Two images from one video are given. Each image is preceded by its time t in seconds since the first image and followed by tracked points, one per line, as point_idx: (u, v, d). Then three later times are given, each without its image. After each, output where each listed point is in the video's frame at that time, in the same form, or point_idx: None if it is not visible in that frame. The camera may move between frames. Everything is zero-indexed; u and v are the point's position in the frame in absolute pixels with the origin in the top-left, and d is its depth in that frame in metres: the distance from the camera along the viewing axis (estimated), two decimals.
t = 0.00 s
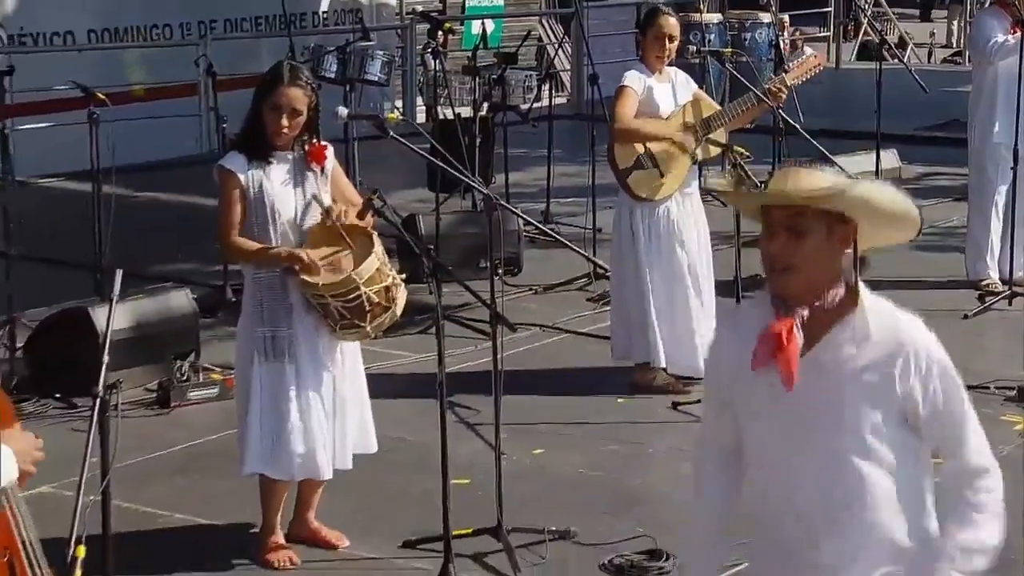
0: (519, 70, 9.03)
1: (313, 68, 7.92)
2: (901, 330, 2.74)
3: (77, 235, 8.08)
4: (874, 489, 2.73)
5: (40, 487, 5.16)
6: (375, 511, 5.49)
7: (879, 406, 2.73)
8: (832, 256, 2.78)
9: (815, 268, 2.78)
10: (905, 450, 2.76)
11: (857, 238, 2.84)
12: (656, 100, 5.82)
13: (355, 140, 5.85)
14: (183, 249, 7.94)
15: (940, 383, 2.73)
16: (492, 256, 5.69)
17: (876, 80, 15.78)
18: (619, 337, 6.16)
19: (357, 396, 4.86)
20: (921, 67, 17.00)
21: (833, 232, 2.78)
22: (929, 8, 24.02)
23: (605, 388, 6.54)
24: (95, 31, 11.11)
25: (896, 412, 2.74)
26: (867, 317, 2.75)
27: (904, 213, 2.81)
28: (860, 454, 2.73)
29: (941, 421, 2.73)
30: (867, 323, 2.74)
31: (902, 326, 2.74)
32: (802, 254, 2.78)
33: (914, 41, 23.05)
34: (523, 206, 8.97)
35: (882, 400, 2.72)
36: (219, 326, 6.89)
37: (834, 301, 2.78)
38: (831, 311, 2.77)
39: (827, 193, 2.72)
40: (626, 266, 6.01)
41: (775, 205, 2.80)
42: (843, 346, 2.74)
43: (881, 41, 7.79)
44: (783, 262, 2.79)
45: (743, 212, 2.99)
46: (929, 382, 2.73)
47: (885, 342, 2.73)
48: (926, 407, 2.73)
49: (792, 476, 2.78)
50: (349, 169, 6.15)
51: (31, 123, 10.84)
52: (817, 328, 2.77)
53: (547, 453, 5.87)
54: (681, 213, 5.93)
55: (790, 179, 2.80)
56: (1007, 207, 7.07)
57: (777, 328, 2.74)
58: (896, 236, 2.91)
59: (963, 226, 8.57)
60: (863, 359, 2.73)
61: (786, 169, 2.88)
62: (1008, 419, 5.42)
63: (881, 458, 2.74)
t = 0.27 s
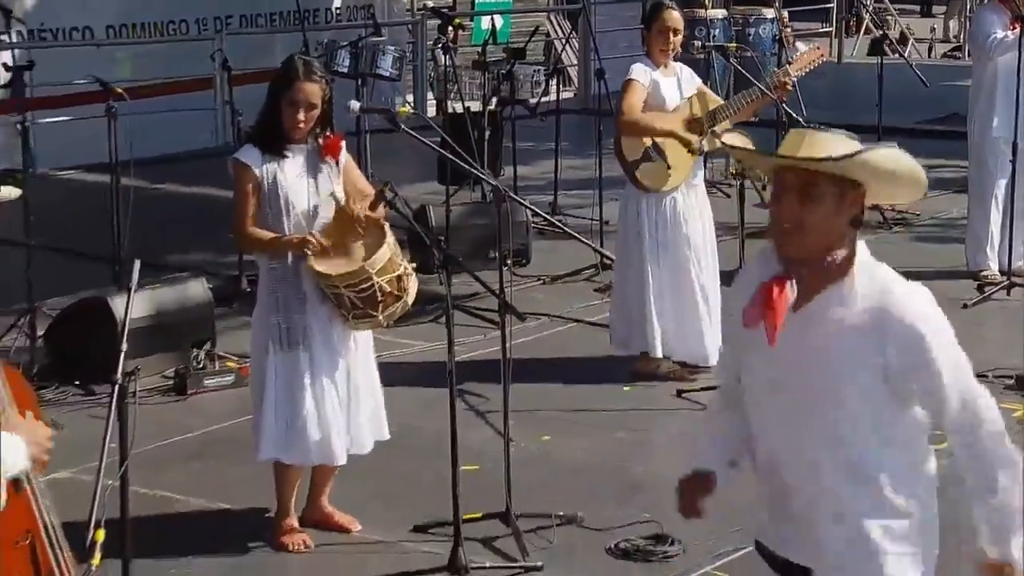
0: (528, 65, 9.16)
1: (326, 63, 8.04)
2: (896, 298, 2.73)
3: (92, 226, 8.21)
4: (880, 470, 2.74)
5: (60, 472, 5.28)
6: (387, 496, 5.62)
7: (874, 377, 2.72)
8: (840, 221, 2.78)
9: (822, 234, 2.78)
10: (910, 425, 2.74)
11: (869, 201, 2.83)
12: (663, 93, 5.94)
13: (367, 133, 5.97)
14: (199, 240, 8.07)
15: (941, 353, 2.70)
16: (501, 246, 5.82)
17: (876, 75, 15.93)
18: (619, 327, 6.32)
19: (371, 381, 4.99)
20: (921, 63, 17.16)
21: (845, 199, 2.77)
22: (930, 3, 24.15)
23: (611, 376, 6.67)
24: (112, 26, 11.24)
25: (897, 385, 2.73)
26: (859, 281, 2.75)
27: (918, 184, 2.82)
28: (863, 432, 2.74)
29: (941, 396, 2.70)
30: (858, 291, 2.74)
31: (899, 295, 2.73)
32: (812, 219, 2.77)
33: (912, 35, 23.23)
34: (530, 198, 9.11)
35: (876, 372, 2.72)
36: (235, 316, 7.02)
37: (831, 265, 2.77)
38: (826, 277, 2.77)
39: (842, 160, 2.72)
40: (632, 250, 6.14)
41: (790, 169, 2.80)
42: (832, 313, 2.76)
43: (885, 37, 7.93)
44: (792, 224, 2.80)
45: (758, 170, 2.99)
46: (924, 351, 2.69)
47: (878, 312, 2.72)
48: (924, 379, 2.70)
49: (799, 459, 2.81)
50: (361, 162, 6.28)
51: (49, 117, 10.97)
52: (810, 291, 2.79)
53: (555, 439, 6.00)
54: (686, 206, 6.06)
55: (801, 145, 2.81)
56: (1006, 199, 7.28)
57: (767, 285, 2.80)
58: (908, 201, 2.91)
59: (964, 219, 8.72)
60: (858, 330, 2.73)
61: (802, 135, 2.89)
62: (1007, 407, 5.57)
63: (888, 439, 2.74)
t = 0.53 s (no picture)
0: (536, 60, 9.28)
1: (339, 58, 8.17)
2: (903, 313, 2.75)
3: (107, 218, 8.35)
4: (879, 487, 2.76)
5: (80, 457, 5.42)
6: (398, 482, 5.76)
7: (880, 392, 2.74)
8: (851, 243, 2.78)
9: (834, 256, 2.78)
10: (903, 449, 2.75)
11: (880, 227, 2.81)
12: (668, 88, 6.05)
13: (378, 126, 6.10)
14: (212, 232, 8.23)
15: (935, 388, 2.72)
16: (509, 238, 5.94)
17: (877, 71, 16.08)
18: (624, 317, 6.44)
19: (382, 373, 5.13)
20: (921, 60, 17.32)
21: (854, 220, 2.78)
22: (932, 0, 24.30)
23: (618, 365, 6.81)
24: (129, 22, 11.41)
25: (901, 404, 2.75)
26: (871, 302, 2.76)
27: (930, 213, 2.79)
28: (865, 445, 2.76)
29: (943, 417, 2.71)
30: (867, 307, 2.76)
31: (908, 318, 2.74)
32: (820, 241, 2.78)
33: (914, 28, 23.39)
34: (538, 190, 9.24)
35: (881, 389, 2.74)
36: (249, 305, 7.17)
37: (844, 287, 2.78)
38: (837, 299, 2.80)
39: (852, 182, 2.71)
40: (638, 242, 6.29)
41: (801, 188, 2.80)
42: (841, 331, 2.78)
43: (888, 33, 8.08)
44: (801, 246, 2.81)
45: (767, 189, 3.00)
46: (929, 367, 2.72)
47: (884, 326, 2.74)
48: (912, 412, 2.71)
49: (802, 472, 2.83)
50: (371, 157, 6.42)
51: (67, 111, 11.16)
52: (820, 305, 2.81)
53: (562, 427, 6.13)
54: (691, 198, 6.20)
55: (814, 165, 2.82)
56: (1004, 191, 7.48)
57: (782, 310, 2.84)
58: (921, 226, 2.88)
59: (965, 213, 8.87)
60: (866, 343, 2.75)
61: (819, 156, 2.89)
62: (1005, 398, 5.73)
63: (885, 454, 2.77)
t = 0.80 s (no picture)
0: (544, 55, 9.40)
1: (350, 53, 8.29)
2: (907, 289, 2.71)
3: (123, 211, 8.48)
4: (879, 465, 2.71)
5: (99, 444, 5.57)
6: (410, 468, 5.90)
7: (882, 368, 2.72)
8: (848, 220, 2.75)
9: (832, 230, 2.75)
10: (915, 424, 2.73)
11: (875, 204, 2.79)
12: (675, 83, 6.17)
13: (391, 121, 6.23)
14: (226, 225, 8.37)
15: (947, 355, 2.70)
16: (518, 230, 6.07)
17: (879, 67, 16.22)
18: (631, 305, 6.58)
19: (392, 361, 5.27)
20: (922, 56, 17.47)
21: (852, 198, 2.75)
22: None
23: (624, 355, 6.94)
24: (146, 19, 11.55)
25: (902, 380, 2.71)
26: (874, 280, 2.72)
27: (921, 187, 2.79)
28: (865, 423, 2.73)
29: (946, 397, 2.68)
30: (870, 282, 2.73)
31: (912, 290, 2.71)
32: (817, 216, 2.75)
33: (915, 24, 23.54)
34: (545, 183, 9.37)
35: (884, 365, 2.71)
36: (263, 296, 7.31)
37: (843, 265, 2.75)
38: (837, 276, 2.75)
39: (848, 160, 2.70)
40: (643, 234, 6.42)
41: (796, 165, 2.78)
42: (846, 308, 2.73)
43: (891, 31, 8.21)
44: (798, 221, 2.78)
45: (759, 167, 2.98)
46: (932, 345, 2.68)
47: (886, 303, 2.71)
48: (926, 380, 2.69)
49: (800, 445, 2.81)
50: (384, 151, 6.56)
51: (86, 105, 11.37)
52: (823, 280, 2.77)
53: (569, 415, 6.26)
54: (698, 192, 6.32)
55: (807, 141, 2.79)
56: (1003, 185, 7.68)
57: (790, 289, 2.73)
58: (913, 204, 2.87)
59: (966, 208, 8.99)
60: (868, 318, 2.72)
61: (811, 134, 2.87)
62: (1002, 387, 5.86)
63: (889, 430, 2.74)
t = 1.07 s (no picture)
0: (552, 54, 9.54)
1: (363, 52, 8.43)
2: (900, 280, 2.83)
3: (138, 206, 8.63)
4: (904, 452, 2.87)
5: (118, 434, 5.71)
6: (420, 457, 6.03)
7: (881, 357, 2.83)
8: (846, 203, 2.91)
9: (831, 214, 2.90)
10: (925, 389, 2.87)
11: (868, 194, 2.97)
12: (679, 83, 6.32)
13: (401, 119, 6.37)
14: (238, 220, 8.52)
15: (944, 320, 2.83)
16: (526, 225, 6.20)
17: (880, 64, 16.37)
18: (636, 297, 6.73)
19: (403, 353, 5.42)
20: (922, 54, 17.63)
21: (852, 184, 2.92)
22: None
23: (630, 347, 7.08)
24: (163, 18, 11.73)
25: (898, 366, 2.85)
26: (860, 258, 2.86)
27: (915, 184, 2.98)
28: (868, 414, 2.84)
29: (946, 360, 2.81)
30: (864, 273, 2.84)
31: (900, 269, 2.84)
32: (818, 199, 2.90)
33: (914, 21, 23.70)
34: (553, 179, 9.51)
35: (881, 355, 2.83)
36: (276, 289, 7.46)
37: (836, 247, 2.88)
38: (830, 258, 2.88)
39: (860, 143, 2.86)
40: (648, 226, 6.57)
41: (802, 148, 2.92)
42: (837, 288, 2.85)
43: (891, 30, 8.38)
44: (800, 204, 2.92)
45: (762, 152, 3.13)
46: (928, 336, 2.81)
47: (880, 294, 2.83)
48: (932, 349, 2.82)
49: (805, 441, 2.89)
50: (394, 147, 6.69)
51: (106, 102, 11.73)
52: (816, 271, 2.89)
53: (576, 406, 6.40)
54: (701, 187, 6.46)
55: (814, 125, 2.93)
56: (1001, 181, 8.01)
57: (772, 264, 2.89)
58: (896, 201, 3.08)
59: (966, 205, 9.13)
60: (865, 309, 2.83)
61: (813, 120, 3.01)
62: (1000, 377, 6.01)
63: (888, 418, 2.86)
